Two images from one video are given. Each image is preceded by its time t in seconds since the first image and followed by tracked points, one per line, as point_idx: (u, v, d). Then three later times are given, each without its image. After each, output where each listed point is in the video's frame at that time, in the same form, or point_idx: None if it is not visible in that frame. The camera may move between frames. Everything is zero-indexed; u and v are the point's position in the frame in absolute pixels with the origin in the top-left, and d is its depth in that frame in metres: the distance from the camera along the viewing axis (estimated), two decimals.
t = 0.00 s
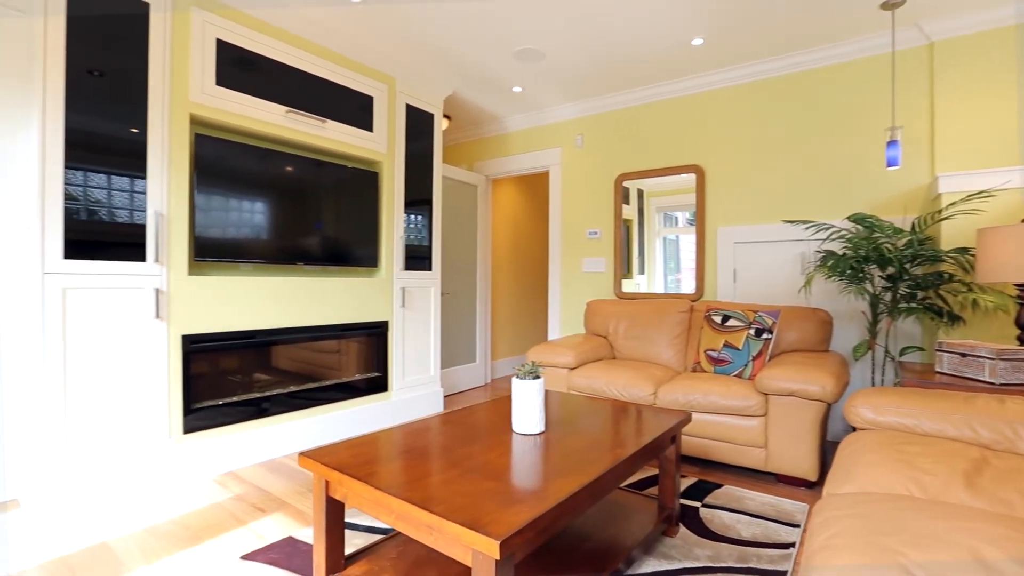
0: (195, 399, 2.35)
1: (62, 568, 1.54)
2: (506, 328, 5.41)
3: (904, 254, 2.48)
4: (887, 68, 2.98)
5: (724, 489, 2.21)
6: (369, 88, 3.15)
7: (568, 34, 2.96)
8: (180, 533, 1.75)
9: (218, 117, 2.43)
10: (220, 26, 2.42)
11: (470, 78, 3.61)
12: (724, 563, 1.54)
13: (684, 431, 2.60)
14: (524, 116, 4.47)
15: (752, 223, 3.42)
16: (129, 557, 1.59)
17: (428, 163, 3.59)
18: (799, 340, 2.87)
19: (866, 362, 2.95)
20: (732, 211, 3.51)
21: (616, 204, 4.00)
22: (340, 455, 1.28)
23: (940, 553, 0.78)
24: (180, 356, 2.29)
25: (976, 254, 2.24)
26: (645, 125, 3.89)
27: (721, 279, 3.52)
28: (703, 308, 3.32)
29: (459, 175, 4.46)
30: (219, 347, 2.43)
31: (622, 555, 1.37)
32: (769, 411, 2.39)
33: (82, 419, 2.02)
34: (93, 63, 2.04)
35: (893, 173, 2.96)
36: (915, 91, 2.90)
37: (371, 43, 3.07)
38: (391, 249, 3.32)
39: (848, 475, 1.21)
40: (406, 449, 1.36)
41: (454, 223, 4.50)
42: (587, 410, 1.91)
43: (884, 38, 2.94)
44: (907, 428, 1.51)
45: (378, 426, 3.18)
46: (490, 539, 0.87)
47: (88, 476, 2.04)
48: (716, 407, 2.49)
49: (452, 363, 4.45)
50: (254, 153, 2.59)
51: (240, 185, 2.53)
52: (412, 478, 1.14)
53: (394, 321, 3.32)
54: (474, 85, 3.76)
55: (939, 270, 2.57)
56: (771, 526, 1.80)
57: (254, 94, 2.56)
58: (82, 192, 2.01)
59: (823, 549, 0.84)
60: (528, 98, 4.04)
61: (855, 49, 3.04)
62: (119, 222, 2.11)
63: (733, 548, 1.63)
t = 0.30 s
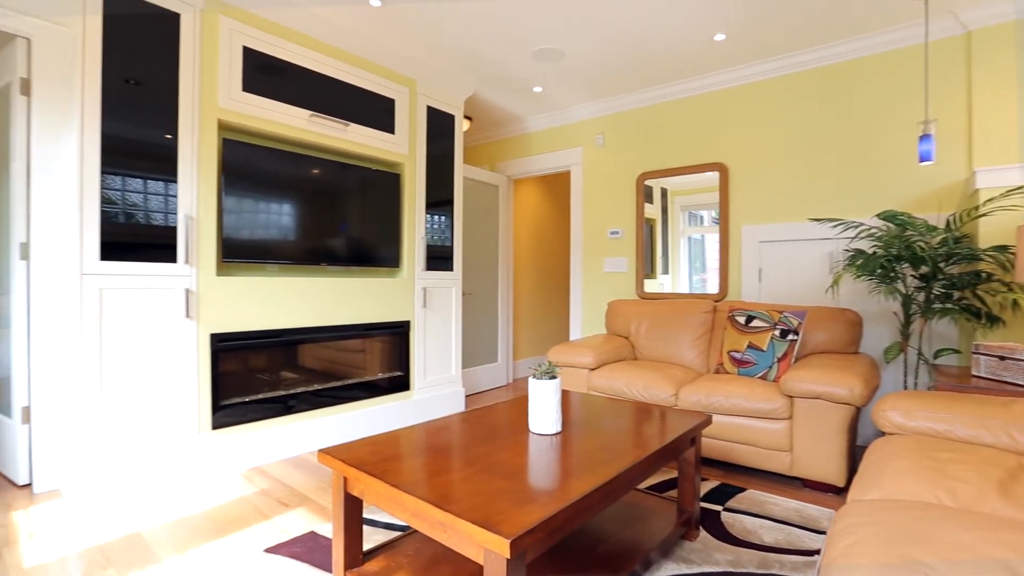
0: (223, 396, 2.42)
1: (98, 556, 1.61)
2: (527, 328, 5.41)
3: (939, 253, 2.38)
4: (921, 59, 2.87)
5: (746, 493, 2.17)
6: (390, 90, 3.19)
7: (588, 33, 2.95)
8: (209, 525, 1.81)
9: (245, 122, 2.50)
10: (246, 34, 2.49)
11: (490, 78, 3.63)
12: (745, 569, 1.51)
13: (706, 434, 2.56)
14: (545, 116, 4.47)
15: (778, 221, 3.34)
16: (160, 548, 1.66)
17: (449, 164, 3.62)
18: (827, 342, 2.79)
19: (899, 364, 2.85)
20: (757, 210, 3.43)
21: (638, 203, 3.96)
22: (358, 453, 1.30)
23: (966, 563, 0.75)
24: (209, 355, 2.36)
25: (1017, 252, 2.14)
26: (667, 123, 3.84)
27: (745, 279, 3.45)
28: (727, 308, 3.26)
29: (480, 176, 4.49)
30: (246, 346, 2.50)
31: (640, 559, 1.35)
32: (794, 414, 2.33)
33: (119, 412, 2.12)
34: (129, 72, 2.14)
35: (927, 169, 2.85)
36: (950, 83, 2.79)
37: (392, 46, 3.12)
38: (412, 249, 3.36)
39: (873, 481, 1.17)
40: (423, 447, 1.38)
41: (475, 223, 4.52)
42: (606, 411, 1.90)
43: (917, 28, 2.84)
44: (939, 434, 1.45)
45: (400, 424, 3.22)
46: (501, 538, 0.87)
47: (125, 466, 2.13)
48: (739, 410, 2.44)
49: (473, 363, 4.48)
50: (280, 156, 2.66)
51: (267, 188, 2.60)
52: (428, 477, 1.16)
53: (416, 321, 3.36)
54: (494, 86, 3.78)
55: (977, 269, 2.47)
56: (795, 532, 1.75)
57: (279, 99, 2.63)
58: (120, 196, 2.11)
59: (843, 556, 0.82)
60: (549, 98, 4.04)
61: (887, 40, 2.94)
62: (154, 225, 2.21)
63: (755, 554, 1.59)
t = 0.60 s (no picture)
0: (250, 393, 2.50)
1: (130, 547, 1.68)
2: (548, 328, 5.40)
3: (974, 251, 2.29)
4: (955, 50, 2.76)
5: (769, 497, 2.12)
6: (411, 92, 3.23)
7: (606, 31, 2.93)
8: (236, 518, 1.87)
9: (270, 126, 2.56)
10: (271, 41, 2.56)
11: (509, 79, 3.64)
12: (766, 574, 1.48)
13: (728, 436, 2.51)
14: (565, 116, 4.46)
15: (804, 220, 3.25)
16: (188, 540, 1.71)
17: (469, 165, 3.64)
18: (855, 343, 2.71)
19: (933, 367, 2.75)
20: (782, 208, 3.35)
21: (660, 202, 3.91)
22: (375, 450, 1.33)
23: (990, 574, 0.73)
24: (236, 353, 2.44)
25: None
26: (689, 121, 3.78)
27: (771, 278, 3.38)
28: (751, 308, 3.19)
29: (500, 176, 4.50)
30: (272, 345, 2.57)
31: (657, 561, 1.34)
32: (820, 417, 2.27)
33: (150, 409, 2.20)
34: (162, 80, 2.23)
35: (963, 163, 2.74)
36: (987, 74, 2.68)
37: (412, 50, 3.16)
38: (433, 249, 3.39)
39: (899, 487, 1.14)
40: (440, 445, 1.39)
41: (496, 224, 4.54)
42: (624, 412, 1.89)
43: (952, 18, 2.73)
44: (971, 439, 1.40)
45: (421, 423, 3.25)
46: (512, 537, 0.88)
47: (156, 460, 2.21)
48: (762, 412, 2.39)
49: (494, 362, 4.49)
50: (305, 159, 2.72)
51: (293, 191, 2.67)
52: (443, 475, 1.17)
53: (437, 321, 3.39)
54: (514, 87, 3.79)
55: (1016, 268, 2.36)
56: (819, 538, 1.71)
57: (304, 103, 2.70)
58: (154, 200, 2.20)
59: (861, 564, 0.81)
60: (570, 97, 4.03)
61: (919, 31, 2.84)
62: (186, 227, 2.29)
63: (777, 559, 1.56)
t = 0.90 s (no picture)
0: (273, 391, 2.57)
1: (160, 537, 1.74)
2: (568, 328, 5.39)
3: (1011, 249, 2.19)
4: (991, 40, 2.65)
5: (792, 501, 2.08)
6: (430, 94, 3.27)
7: (625, 30, 2.91)
8: (259, 513, 1.92)
9: (293, 130, 2.63)
10: (294, 46, 2.61)
11: (528, 79, 3.64)
12: None
13: (750, 439, 2.47)
14: (585, 115, 4.44)
15: (830, 218, 3.17)
16: (213, 532, 1.77)
17: (488, 165, 3.66)
18: (883, 344, 2.63)
19: (967, 369, 2.65)
20: (807, 206, 3.28)
21: (680, 201, 3.86)
22: (392, 448, 1.35)
23: None
24: (260, 351, 2.50)
25: None
26: (710, 118, 3.72)
27: (795, 278, 3.30)
28: (774, 308, 3.13)
29: (520, 177, 4.51)
30: (295, 344, 2.63)
31: (673, 563, 1.33)
32: (845, 420, 2.21)
33: (178, 405, 2.27)
34: (191, 87, 2.30)
35: (999, 158, 2.63)
36: None
37: (432, 53, 3.19)
38: (452, 250, 3.42)
39: (926, 494, 1.11)
40: (456, 444, 1.40)
41: (515, 224, 4.55)
42: (643, 412, 1.87)
43: (987, 7, 2.62)
44: (1005, 445, 1.34)
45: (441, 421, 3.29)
46: (522, 536, 0.89)
47: (185, 454, 2.29)
48: (785, 415, 2.34)
49: (513, 362, 4.51)
50: (327, 161, 2.78)
51: (315, 193, 2.73)
52: (458, 473, 1.18)
53: (456, 321, 3.42)
54: (534, 87, 3.79)
55: None
56: (843, 544, 1.67)
57: (326, 107, 2.75)
58: (185, 203, 2.28)
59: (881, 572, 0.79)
60: (589, 96, 4.01)
61: (952, 22, 2.73)
62: (214, 229, 2.37)
63: (799, 565, 1.53)
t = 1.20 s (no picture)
0: (294, 389, 2.62)
1: (185, 530, 1.80)
2: (587, 328, 5.37)
3: None
4: None
5: (814, 506, 2.03)
6: (448, 96, 3.29)
7: (642, 28, 2.89)
8: (279, 508, 1.97)
9: (313, 134, 2.68)
10: (314, 51, 2.67)
11: (545, 79, 3.64)
12: None
13: (771, 441, 2.42)
14: (603, 114, 4.41)
15: (855, 216, 3.09)
16: (236, 526, 1.82)
17: (506, 166, 3.67)
18: (911, 346, 2.55)
19: (1001, 372, 2.55)
20: (831, 204, 3.20)
21: (700, 200, 3.81)
22: (407, 446, 1.36)
23: None
24: (281, 350, 2.56)
25: None
26: (731, 116, 3.66)
27: (819, 278, 3.23)
28: (796, 308, 3.06)
29: (538, 176, 4.51)
30: (315, 343, 2.68)
31: (688, 565, 1.31)
32: (869, 424, 2.15)
33: (203, 402, 2.33)
34: (217, 92, 2.37)
35: None
36: None
37: (449, 54, 3.21)
38: (469, 251, 3.43)
39: (952, 500, 1.07)
40: (471, 443, 1.41)
41: (533, 224, 4.55)
42: (660, 413, 1.85)
43: None
44: None
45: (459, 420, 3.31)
46: (533, 535, 0.89)
47: (210, 450, 2.36)
48: (807, 417, 2.29)
49: (532, 362, 4.51)
50: (347, 163, 2.83)
51: (336, 194, 2.78)
52: (471, 471, 1.19)
53: (474, 321, 3.43)
54: (551, 87, 3.79)
55: None
56: (866, 550, 1.63)
57: (345, 110, 2.80)
58: (211, 205, 2.35)
59: None
60: (608, 95, 3.99)
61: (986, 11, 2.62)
62: (239, 230, 2.43)
63: (819, 570, 1.50)
